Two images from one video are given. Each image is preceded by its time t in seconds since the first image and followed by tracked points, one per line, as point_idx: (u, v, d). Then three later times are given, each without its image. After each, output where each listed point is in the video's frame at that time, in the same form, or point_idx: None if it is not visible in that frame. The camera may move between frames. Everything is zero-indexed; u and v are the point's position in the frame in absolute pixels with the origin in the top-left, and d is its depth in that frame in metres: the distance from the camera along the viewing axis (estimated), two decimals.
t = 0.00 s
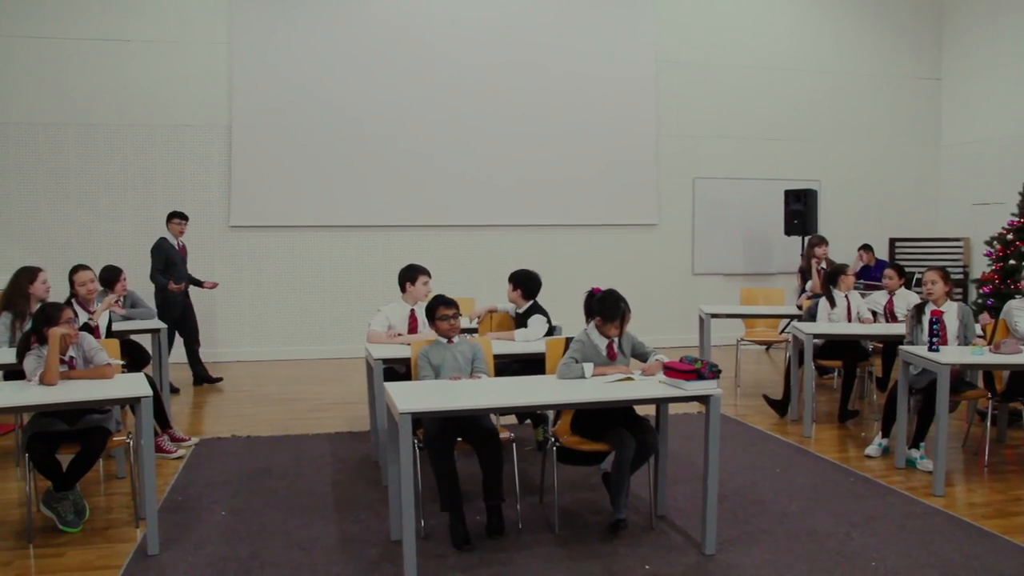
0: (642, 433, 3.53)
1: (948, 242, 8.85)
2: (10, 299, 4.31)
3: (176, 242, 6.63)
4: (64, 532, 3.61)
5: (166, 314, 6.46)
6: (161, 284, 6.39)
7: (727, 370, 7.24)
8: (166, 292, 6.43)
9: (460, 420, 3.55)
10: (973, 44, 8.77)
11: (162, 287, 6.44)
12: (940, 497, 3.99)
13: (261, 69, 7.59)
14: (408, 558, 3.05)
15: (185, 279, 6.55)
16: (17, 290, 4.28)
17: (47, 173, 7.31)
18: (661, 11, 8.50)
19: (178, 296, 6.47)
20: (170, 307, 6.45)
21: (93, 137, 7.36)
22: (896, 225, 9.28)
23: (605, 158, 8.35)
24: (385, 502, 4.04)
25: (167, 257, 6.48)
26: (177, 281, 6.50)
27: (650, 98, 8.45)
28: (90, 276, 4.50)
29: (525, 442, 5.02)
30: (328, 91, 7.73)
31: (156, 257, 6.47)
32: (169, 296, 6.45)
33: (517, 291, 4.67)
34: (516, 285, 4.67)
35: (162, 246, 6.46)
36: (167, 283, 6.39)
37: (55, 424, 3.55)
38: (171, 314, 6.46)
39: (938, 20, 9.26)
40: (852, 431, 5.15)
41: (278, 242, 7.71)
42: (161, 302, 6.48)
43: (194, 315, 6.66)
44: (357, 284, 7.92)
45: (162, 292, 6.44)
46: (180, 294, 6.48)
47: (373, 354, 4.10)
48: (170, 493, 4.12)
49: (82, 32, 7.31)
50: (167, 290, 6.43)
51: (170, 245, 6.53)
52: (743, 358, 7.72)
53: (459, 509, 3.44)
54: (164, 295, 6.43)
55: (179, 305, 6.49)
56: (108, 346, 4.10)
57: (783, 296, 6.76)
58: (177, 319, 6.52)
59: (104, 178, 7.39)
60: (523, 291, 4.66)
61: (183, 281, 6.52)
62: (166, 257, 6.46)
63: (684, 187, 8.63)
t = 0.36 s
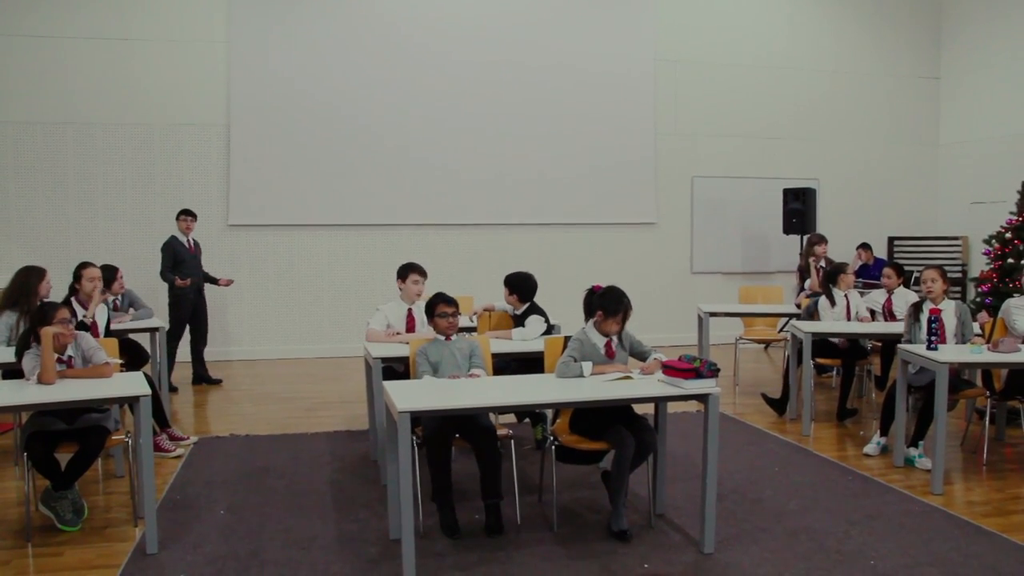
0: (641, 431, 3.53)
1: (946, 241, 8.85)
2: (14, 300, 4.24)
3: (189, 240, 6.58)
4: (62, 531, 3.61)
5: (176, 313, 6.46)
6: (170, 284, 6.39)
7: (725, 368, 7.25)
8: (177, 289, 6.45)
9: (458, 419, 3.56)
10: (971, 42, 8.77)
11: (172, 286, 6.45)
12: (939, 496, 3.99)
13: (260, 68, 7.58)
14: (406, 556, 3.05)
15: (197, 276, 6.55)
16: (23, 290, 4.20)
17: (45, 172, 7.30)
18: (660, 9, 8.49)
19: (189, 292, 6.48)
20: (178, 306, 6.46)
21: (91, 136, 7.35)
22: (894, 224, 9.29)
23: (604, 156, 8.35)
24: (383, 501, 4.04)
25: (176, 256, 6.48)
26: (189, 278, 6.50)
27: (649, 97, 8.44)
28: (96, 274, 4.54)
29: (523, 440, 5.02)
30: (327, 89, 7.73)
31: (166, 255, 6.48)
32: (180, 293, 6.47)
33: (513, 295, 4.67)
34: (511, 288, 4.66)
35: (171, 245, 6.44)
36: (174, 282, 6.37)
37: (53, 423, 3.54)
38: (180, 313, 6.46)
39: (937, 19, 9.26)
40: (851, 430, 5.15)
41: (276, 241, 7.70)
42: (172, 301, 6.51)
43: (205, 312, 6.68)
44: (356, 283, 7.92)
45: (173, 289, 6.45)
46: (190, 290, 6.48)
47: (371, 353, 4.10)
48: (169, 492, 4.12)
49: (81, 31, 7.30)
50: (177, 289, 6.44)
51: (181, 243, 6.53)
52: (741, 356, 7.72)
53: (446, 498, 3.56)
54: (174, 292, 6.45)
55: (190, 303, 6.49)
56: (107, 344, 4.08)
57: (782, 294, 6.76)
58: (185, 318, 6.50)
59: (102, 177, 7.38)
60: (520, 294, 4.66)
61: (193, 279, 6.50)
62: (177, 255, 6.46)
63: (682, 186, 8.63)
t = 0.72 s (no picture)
0: (638, 430, 3.53)
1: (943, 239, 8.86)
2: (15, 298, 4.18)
3: (197, 240, 6.59)
4: (59, 530, 3.61)
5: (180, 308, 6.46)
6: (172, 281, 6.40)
7: (723, 367, 7.25)
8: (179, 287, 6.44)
9: (456, 417, 3.56)
10: (969, 41, 8.78)
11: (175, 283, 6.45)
12: (936, 494, 4.00)
13: (258, 67, 7.57)
14: (404, 555, 3.04)
15: (201, 274, 6.55)
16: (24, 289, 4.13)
17: (42, 171, 7.29)
18: (657, 8, 8.49)
19: (191, 290, 6.47)
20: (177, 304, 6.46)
21: (88, 135, 7.34)
22: (892, 222, 9.30)
23: (602, 155, 8.35)
24: (381, 499, 4.04)
25: (180, 253, 6.49)
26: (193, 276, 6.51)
27: (646, 96, 8.44)
28: (106, 273, 4.70)
29: (521, 439, 5.02)
30: (325, 88, 7.72)
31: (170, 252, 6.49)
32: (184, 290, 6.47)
33: (514, 291, 4.66)
34: (512, 285, 4.66)
35: (175, 242, 6.49)
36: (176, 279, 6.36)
37: (51, 422, 3.55)
38: (179, 312, 6.46)
39: (934, 17, 9.27)
40: (848, 428, 5.16)
41: (274, 239, 7.69)
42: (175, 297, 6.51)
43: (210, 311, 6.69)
44: (354, 281, 7.91)
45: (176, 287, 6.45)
46: (192, 288, 6.48)
47: (369, 352, 4.10)
48: (166, 491, 4.11)
49: (77, 30, 7.28)
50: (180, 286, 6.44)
51: (184, 241, 6.53)
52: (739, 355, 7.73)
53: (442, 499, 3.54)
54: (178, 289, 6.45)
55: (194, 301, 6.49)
56: (103, 343, 4.07)
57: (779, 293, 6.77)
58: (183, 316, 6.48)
59: (99, 176, 7.37)
60: (522, 291, 4.67)
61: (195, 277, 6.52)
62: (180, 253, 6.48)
63: (680, 185, 8.63)
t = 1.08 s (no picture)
0: (632, 429, 3.54)
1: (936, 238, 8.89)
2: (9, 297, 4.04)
3: (193, 239, 6.58)
4: (51, 530, 3.59)
5: (176, 304, 6.44)
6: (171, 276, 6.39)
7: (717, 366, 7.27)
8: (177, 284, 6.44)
9: (450, 416, 3.56)
10: (961, 40, 8.80)
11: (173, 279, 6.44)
12: (928, 492, 4.01)
13: (251, 66, 7.55)
14: (397, 554, 3.04)
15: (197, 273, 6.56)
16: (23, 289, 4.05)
17: (34, 170, 7.26)
18: (651, 7, 8.49)
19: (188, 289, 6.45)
20: (173, 303, 6.45)
21: (81, 134, 7.31)
22: (885, 221, 9.32)
23: (596, 154, 8.35)
24: (375, 499, 4.03)
25: (178, 251, 6.49)
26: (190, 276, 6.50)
27: (641, 95, 8.45)
28: (100, 272, 4.73)
29: (515, 438, 5.02)
30: (318, 87, 7.70)
31: (169, 250, 6.48)
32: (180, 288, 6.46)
33: (513, 287, 4.67)
34: (513, 282, 4.68)
35: (174, 241, 6.49)
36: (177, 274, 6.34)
37: (43, 421, 3.54)
38: (175, 310, 6.44)
39: (927, 16, 9.29)
40: (842, 427, 5.17)
41: (267, 238, 7.68)
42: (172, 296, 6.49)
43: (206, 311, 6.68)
44: (348, 280, 7.91)
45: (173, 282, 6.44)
46: (190, 288, 6.47)
47: (362, 351, 4.10)
48: (159, 491, 4.10)
49: (69, 29, 7.26)
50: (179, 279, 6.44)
51: (183, 239, 6.52)
52: (732, 354, 7.74)
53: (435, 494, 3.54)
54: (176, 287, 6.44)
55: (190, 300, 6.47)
56: (96, 343, 4.06)
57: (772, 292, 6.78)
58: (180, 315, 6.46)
59: (92, 175, 7.35)
60: (522, 287, 4.69)
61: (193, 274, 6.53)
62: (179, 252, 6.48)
63: (674, 184, 8.64)
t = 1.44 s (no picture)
0: (625, 427, 3.54)
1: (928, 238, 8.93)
2: None
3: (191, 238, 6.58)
4: (42, 530, 3.58)
5: (173, 303, 6.45)
6: (171, 266, 6.39)
7: (710, 365, 7.29)
8: (176, 281, 6.45)
9: (444, 416, 3.58)
10: (953, 40, 8.83)
11: (173, 274, 6.45)
12: (920, 490, 4.03)
13: (243, 65, 7.53)
14: (391, 553, 3.04)
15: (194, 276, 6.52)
16: (11, 287, 4.00)
17: (25, 168, 7.23)
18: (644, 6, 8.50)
19: (184, 289, 6.46)
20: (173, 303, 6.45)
21: (72, 133, 7.29)
22: (877, 220, 9.35)
23: (589, 154, 8.36)
24: (368, 498, 4.03)
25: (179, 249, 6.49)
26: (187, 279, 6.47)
27: (634, 94, 8.45)
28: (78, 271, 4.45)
29: (508, 437, 5.03)
30: (311, 85, 7.69)
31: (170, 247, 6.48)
32: (177, 287, 6.47)
33: (506, 286, 4.65)
34: (508, 282, 4.65)
35: (175, 239, 6.49)
36: (177, 259, 6.33)
37: (35, 421, 3.53)
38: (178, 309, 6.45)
39: (919, 16, 9.32)
40: (835, 425, 5.18)
41: (260, 238, 7.66)
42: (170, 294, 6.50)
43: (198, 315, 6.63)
44: (341, 279, 7.90)
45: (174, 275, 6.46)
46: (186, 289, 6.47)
47: (355, 350, 4.10)
48: (152, 491, 4.09)
49: (60, 27, 7.22)
50: (179, 270, 6.45)
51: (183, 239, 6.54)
52: (725, 353, 7.75)
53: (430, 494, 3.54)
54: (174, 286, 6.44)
55: (188, 300, 6.48)
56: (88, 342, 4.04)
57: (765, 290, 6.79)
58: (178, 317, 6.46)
59: (83, 174, 7.32)
60: (517, 287, 4.67)
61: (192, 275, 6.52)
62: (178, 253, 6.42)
63: (667, 183, 8.64)
